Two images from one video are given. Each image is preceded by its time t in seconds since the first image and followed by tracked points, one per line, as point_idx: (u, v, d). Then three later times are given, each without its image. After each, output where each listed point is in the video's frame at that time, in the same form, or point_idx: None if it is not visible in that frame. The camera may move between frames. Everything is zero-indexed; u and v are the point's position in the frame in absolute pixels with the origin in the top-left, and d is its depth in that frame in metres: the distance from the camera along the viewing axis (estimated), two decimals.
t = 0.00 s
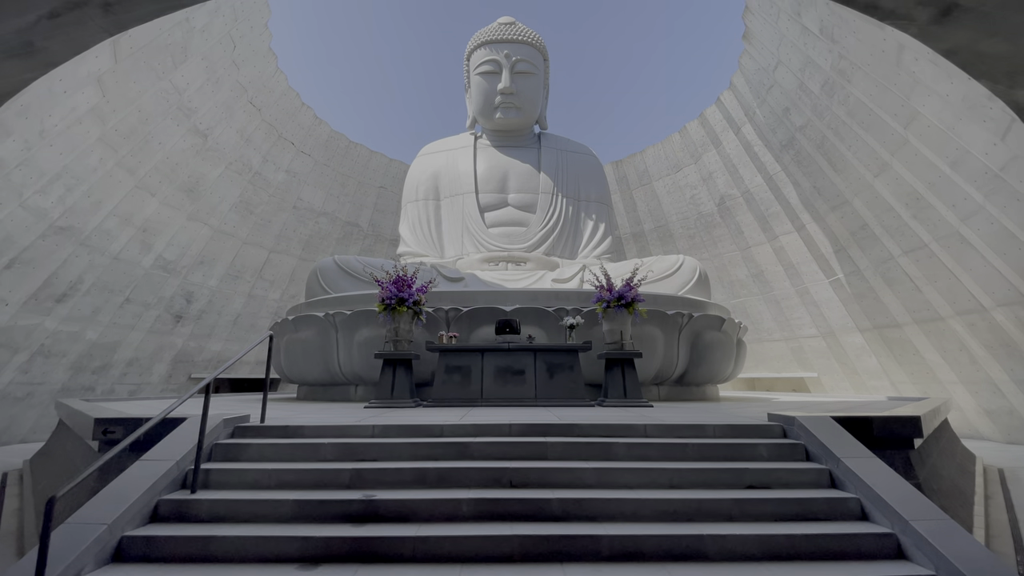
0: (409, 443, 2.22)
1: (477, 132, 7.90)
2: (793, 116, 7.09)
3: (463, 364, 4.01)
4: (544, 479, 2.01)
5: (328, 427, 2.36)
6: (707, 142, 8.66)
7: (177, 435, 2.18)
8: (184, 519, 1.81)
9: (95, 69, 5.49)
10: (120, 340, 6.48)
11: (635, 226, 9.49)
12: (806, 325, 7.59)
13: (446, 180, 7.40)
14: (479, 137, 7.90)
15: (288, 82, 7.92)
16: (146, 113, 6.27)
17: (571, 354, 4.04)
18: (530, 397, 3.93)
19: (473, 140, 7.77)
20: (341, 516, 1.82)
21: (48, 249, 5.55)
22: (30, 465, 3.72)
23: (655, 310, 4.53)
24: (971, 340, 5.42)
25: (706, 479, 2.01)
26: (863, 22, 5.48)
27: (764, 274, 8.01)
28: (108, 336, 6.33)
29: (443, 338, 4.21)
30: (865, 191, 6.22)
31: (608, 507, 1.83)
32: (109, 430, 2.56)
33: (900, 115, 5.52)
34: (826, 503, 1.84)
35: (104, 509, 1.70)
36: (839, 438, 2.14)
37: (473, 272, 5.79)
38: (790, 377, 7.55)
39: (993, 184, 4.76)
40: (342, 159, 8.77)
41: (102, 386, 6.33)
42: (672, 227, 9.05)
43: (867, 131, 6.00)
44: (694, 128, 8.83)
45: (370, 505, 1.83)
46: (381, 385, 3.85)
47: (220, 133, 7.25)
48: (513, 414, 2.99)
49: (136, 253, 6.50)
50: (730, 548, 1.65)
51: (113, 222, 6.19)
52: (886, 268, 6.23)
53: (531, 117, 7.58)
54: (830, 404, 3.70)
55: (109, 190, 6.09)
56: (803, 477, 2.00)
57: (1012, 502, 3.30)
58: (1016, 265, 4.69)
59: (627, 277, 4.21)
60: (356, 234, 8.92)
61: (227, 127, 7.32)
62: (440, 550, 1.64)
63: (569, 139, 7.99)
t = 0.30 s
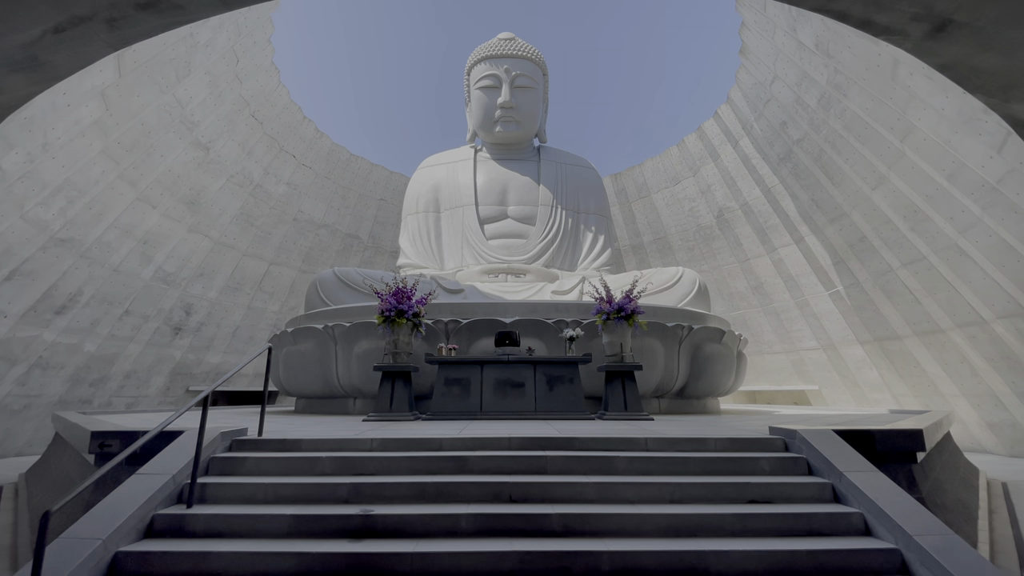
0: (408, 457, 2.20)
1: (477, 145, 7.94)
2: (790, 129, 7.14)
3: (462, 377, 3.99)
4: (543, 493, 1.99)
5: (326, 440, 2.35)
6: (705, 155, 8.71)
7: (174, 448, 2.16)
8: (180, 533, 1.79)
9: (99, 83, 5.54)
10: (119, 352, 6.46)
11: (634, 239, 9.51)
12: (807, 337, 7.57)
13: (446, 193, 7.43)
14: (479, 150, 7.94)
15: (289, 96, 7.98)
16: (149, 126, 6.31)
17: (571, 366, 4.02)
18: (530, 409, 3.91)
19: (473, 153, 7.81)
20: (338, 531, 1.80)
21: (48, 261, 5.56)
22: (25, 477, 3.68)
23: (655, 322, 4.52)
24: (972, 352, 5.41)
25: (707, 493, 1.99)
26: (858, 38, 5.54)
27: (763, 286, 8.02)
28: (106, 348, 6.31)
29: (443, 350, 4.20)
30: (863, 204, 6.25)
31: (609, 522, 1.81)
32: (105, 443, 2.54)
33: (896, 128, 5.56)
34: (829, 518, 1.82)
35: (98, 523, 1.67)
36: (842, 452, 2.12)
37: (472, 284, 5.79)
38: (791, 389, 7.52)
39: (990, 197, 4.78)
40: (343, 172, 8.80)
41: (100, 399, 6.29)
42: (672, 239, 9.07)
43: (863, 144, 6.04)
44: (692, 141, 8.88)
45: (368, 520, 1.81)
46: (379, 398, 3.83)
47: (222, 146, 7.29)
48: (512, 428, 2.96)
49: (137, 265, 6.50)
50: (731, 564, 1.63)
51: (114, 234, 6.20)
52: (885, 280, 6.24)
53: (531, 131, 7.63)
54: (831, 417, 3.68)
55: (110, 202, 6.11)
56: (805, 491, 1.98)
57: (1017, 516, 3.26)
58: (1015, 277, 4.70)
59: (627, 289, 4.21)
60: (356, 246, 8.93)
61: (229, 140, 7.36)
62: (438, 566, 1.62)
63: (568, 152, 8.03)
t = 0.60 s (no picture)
0: (406, 470, 2.18)
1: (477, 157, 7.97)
2: (788, 141, 7.18)
3: (462, 389, 3.97)
4: (543, 507, 1.97)
5: (324, 453, 2.33)
6: (703, 167, 8.74)
7: (171, 460, 2.15)
8: (176, 547, 1.77)
9: (101, 95, 5.59)
10: (117, 363, 6.44)
11: (634, 250, 9.52)
12: (807, 348, 7.55)
13: (447, 204, 7.45)
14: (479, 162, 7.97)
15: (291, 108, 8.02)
16: (151, 138, 6.34)
17: (571, 378, 4.00)
18: (530, 421, 3.89)
19: (473, 165, 7.84)
20: (336, 546, 1.78)
21: (48, 272, 5.56)
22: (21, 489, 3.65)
23: (655, 333, 4.51)
24: (973, 364, 5.39)
25: (708, 507, 1.97)
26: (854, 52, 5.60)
27: (763, 298, 8.01)
28: (104, 359, 6.29)
29: (442, 362, 4.18)
30: (862, 215, 6.26)
31: (609, 536, 1.79)
32: (101, 455, 2.51)
33: (892, 140, 5.59)
34: (831, 531, 1.80)
35: (93, 537, 1.65)
36: (844, 464, 2.10)
37: (472, 295, 5.79)
38: (792, 401, 7.48)
39: (987, 209, 4.79)
40: (343, 184, 8.82)
41: (97, 410, 6.25)
42: (671, 251, 9.08)
43: (861, 156, 6.08)
44: (691, 153, 8.92)
45: (366, 533, 1.78)
46: (378, 410, 3.80)
47: (223, 157, 7.32)
48: (512, 440, 2.94)
49: (136, 276, 6.50)
50: None
51: (114, 245, 6.20)
52: (884, 291, 6.23)
53: (531, 142, 7.67)
54: (833, 429, 3.65)
55: (111, 213, 6.12)
56: (807, 504, 1.96)
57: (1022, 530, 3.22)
58: (1014, 288, 4.70)
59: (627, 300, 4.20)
60: (355, 257, 8.93)
61: (230, 151, 7.39)
62: None
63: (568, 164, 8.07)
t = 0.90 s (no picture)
0: (405, 481, 2.17)
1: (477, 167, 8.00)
2: (785, 152, 7.21)
3: (461, 399, 3.96)
4: (542, 518, 1.95)
5: (322, 464, 2.31)
6: (702, 177, 8.77)
7: (168, 471, 2.13)
8: (172, 559, 1.75)
9: (103, 105, 5.63)
10: (114, 373, 6.41)
11: (633, 259, 9.53)
12: (807, 358, 7.54)
13: (446, 213, 7.46)
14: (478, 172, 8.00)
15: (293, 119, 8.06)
16: (152, 148, 6.37)
17: (571, 388, 3.99)
18: (529, 431, 3.87)
19: (473, 175, 7.86)
20: (333, 558, 1.76)
21: (47, 281, 5.56)
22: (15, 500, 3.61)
23: (654, 343, 4.50)
24: (973, 373, 5.37)
25: (709, 518, 1.96)
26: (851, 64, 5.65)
27: (762, 307, 8.01)
28: (102, 368, 6.27)
29: (441, 371, 4.17)
30: (860, 225, 6.28)
31: (610, 548, 1.77)
32: (97, 466, 2.49)
33: (889, 151, 5.62)
34: (833, 543, 1.78)
35: (87, 549, 1.63)
36: (846, 475, 2.09)
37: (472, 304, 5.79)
38: (793, 411, 7.44)
39: (985, 218, 4.80)
40: (343, 194, 8.83)
41: (94, 420, 6.22)
42: (670, 260, 9.09)
43: (858, 166, 6.10)
44: (689, 163, 8.95)
45: (364, 546, 1.77)
46: (377, 420, 3.78)
47: (224, 167, 7.34)
48: (512, 451, 2.92)
49: (136, 285, 6.49)
50: None
51: (114, 254, 6.20)
52: (884, 300, 6.23)
53: (531, 153, 7.70)
54: (835, 440, 3.64)
55: (111, 223, 6.13)
56: (809, 516, 1.95)
57: None
58: (1013, 297, 4.69)
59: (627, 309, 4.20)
60: (355, 266, 8.93)
61: (231, 161, 7.41)
62: None
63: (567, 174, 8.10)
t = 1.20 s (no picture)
0: (403, 490, 2.15)
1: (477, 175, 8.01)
2: (784, 160, 7.24)
3: (460, 407, 3.94)
4: (541, 528, 1.94)
5: (320, 473, 2.30)
6: (701, 185, 8.78)
7: (166, 479, 2.12)
8: (168, 568, 1.73)
9: (105, 114, 5.66)
10: (112, 380, 6.39)
11: (633, 267, 9.54)
12: (807, 366, 7.53)
13: (446, 221, 7.47)
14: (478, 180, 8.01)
15: (294, 127, 8.08)
16: (153, 156, 6.39)
17: (570, 396, 3.98)
18: (529, 440, 3.85)
19: (473, 183, 7.87)
20: (330, 568, 1.75)
21: (46, 289, 5.56)
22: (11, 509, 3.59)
23: (654, 351, 4.49)
24: (974, 382, 5.36)
25: (710, 527, 1.94)
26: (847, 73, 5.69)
27: (762, 315, 8.01)
28: (100, 376, 6.25)
29: (440, 379, 4.15)
30: (858, 233, 6.29)
31: (609, 558, 1.75)
32: (95, 474, 2.48)
33: (887, 160, 5.64)
34: (834, 553, 1.77)
35: (82, 559, 1.62)
36: (847, 484, 2.08)
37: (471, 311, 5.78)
38: (793, 419, 7.42)
39: (983, 226, 4.81)
40: (343, 202, 8.84)
41: (91, 428, 6.19)
42: (670, 268, 9.09)
43: (857, 175, 6.12)
44: (688, 171, 8.97)
45: (361, 556, 1.75)
46: (375, 429, 3.77)
47: (224, 175, 7.35)
48: (511, 460, 2.90)
49: (135, 292, 6.48)
50: None
51: (113, 262, 6.20)
52: (883, 308, 6.23)
53: (530, 161, 7.73)
54: (835, 448, 3.62)
55: (111, 230, 6.13)
56: (810, 525, 1.94)
57: None
58: (1012, 305, 4.69)
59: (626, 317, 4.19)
60: (355, 274, 8.92)
61: (232, 169, 7.42)
62: None
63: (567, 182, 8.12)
